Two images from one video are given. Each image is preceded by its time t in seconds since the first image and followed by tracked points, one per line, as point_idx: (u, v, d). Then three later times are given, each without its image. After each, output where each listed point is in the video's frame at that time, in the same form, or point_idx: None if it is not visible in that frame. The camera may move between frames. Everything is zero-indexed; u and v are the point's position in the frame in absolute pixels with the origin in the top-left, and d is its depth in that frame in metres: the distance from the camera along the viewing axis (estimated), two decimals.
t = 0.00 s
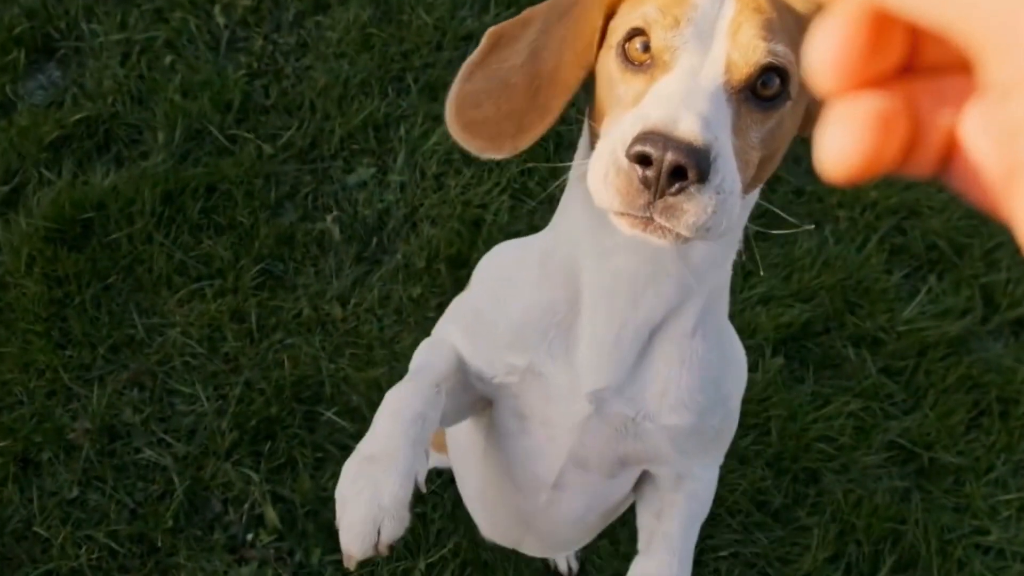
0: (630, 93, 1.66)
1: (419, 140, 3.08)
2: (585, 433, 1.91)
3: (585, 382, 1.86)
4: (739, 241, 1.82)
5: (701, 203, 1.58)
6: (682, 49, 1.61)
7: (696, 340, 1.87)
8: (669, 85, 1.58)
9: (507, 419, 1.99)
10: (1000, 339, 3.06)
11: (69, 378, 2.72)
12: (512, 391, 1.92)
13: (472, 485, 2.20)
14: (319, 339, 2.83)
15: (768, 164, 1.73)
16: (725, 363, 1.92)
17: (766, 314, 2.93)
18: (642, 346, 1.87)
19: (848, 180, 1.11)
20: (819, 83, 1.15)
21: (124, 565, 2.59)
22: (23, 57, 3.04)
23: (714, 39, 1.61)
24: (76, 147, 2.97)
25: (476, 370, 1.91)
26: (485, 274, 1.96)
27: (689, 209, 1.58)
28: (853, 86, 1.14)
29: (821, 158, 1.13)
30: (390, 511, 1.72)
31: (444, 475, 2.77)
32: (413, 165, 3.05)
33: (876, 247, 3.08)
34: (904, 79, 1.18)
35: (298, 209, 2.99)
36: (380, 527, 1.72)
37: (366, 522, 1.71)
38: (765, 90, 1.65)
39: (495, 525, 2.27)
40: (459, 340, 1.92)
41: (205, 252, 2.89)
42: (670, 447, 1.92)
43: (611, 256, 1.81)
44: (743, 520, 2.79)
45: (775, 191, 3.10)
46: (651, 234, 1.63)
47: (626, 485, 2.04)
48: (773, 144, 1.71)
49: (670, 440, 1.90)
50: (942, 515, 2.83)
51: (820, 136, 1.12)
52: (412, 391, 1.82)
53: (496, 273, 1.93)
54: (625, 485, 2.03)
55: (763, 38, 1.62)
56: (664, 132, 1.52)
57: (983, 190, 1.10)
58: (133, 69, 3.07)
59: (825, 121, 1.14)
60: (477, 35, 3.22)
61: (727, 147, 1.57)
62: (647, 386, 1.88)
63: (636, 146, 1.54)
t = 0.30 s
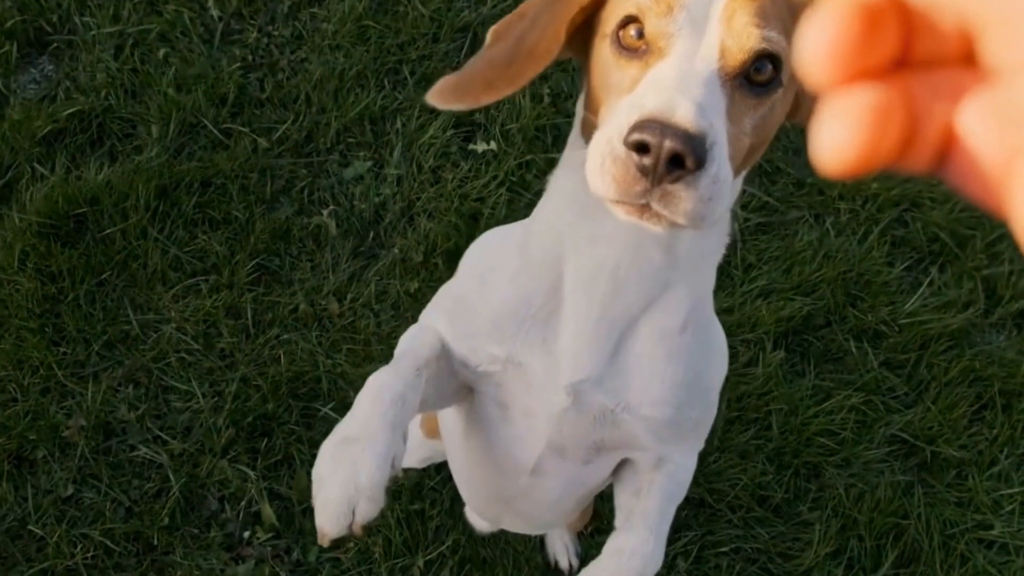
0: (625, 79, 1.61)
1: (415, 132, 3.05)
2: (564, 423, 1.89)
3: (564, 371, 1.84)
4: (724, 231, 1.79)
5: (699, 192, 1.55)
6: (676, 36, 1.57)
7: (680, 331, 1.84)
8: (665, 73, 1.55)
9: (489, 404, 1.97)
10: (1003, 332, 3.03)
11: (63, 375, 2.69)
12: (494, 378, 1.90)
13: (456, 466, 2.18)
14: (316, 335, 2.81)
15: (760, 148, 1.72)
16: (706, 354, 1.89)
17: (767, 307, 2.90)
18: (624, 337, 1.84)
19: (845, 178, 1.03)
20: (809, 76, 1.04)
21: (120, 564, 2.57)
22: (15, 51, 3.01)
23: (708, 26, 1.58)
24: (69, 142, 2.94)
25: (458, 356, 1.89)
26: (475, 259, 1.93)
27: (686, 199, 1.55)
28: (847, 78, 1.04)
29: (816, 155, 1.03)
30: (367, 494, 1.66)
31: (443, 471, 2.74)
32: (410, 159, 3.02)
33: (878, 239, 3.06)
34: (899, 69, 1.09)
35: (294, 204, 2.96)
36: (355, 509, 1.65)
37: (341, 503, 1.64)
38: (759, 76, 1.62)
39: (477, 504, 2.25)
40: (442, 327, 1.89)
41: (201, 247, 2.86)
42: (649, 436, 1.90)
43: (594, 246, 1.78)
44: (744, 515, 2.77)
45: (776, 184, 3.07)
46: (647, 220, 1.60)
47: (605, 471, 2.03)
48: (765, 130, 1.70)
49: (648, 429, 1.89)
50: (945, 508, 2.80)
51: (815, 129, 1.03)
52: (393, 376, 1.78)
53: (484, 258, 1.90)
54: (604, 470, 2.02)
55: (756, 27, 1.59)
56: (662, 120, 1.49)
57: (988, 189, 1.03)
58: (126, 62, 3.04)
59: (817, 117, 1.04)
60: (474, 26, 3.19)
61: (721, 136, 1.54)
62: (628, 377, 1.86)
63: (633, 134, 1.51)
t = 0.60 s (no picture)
0: (620, 67, 1.58)
1: (413, 130, 3.03)
2: (551, 409, 1.87)
3: (552, 359, 1.81)
4: (717, 221, 1.75)
5: (694, 182, 1.53)
6: (671, 23, 1.53)
7: (670, 318, 1.81)
8: (660, 62, 1.51)
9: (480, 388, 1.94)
10: (1007, 328, 3.00)
11: (59, 377, 2.66)
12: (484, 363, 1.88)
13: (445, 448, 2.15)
14: (314, 335, 2.78)
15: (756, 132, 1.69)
16: (696, 340, 1.86)
17: (768, 304, 2.88)
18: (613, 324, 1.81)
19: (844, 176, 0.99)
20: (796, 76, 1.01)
21: (118, 568, 2.54)
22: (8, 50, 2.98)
23: (704, 11, 1.53)
24: (63, 141, 2.91)
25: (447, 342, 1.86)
26: (467, 240, 1.90)
27: (682, 188, 1.53)
28: (833, 77, 1.02)
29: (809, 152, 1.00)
30: (362, 493, 1.66)
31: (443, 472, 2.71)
32: (409, 157, 3.00)
33: (881, 235, 3.03)
34: (887, 68, 1.06)
35: (291, 202, 2.93)
36: (349, 510, 1.65)
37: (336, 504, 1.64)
38: (755, 62, 1.59)
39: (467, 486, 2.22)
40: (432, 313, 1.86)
41: (198, 247, 2.83)
42: (637, 423, 1.88)
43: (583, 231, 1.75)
44: (747, 514, 2.75)
45: (777, 179, 3.05)
46: (643, 208, 1.59)
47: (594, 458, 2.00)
48: (761, 114, 1.67)
49: (636, 418, 1.87)
50: (950, 506, 2.78)
51: (810, 126, 1.00)
52: (382, 373, 1.76)
53: (475, 240, 1.87)
54: (590, 458, 2.00)
55: (750, 12, 1.55)
56: (658, 111, 1.47)
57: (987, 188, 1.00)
58: (121, 61, 3.01)
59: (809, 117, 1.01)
60: (472, 22, 3.16)
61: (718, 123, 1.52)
62: (617, 365, 1.83)
63: (631, 123, 1.49)
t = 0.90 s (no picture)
0: (616, 52, 1.56)
1: (412, 128, 3.01)
2: (543, 390, 1.85)
3: (544, 341, 1.79)
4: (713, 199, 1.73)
5: (692, 172, 1.51)
6: (669, 8, 1.50)
7: (662, 299, 1.79)
8: (659, 48, 1.49)
9: (474, 369, 1.93)
10: (1013, 325, 2.97)
11: (56, 379, 2.64)
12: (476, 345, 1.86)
13: (441, 432, 2.14)
14: (313, 335, 2.75)
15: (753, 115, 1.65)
16: (688, 321, 1.84)
17: (771, 303, 2.86)
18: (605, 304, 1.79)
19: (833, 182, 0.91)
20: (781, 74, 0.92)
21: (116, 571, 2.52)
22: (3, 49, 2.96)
23: None
24: (60, 141, 2.89)
25: (440, 324, 1.84)
26: (458, 219, 1.87)
27: (680, 179, 1.52)
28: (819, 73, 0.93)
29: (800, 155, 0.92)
30: (366, 479, 1.65)
31: (444, 473, 2.69)
32: (408, 155, 2.97)
33: (885, 232, 3.00)
34: (871, 66, 0.97)
35: (289, 201, 2.91)
36: (356, 492, 1.64)
37: (340, 489, 1.63)
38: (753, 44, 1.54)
39: (463, 473, 2.20)
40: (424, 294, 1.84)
41: (195, 247, 2.81)
42: (628, 405, 1.85)
43: (576, 211, 1.73)
44: (750, 514, 2.72)
45: (779, 177, 3.03)
46: (641, 197, 1.57)
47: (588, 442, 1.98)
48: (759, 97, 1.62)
49: (628, 400, 1.84)
50: (955, 506, 2.76)
51: (798, 127, 0.91)
52: (378, 357, 1.74)
53: (467, 220, 1.85)
54: (584, 443, 1.97)
55: None
56: (657, 101, 1.44)
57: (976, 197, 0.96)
58: (117, 59, 2.99)
59: (798, 116, 0.92)
60: (471, 19, 3.14)
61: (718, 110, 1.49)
62: (611, 344, 1.81)
63: (630, 114, 1.47)
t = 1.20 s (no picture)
0: (614, 34, 1.52)
1: (410, 126, 2.98)
2: (537, 371, 1.83)
3: (538, 321, 1.77)
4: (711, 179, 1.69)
5: (689, 159, 1.48)
6: None
7: (658, 280, 1.76)
8: (653, 34, 1.43)
9: (468, 348, 1.90)
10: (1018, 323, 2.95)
11: (51, 380, 2.61)
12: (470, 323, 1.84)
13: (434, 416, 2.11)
14: (310, 336, 2.72)
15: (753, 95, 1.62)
16: (685, 301, 1.81)
17: (773, 301, 2.84)
18: (600, 285, 1.76)
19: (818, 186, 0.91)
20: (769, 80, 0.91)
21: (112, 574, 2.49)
22: None
23: None
24: (54, 140, 2.86)
25: (432, 300, 1.82)
26: (452, 195, 1.84)
27: (678, 167, 1.49)
28: (803, 74, 0.93)
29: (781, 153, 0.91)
30: (368, 452, 1.65)
31: (444, 474, 2.66)
32: (406, 153, 2.95)
33: (887, 230, 2.98)
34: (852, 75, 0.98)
35: (286, 201, 2.88)
36: (357, 468, 1.64)
37: (343, 463, 1.64)
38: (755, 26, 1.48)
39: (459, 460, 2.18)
40: (416, 270, 1.82)
41: (191, 247, 2.78)
42: (625, 388, 1.83)
43: (570, 193, 1.70)
44: (752, 514, 2.70)
45: (780, 175, 3.01)
46: (638, 184, 1.54)
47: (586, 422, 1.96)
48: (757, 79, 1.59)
49: (624, 381, 1.82)
50: (959, 506, 2.73)
51: (782, 124, 0.91)
52: (374, 330, 1.73)
53: (460, 197, 1.82)
54: (582, 423, 1.95)
55: None
56: (653, 89, 1.40)
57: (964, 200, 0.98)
58: (112, 57, 2.96)
59: (780, 115, 0.92)
60: (469, 16, 3.12)
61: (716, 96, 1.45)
62: (605, 325, 1.78)
63: (626, 102, 1.44)
